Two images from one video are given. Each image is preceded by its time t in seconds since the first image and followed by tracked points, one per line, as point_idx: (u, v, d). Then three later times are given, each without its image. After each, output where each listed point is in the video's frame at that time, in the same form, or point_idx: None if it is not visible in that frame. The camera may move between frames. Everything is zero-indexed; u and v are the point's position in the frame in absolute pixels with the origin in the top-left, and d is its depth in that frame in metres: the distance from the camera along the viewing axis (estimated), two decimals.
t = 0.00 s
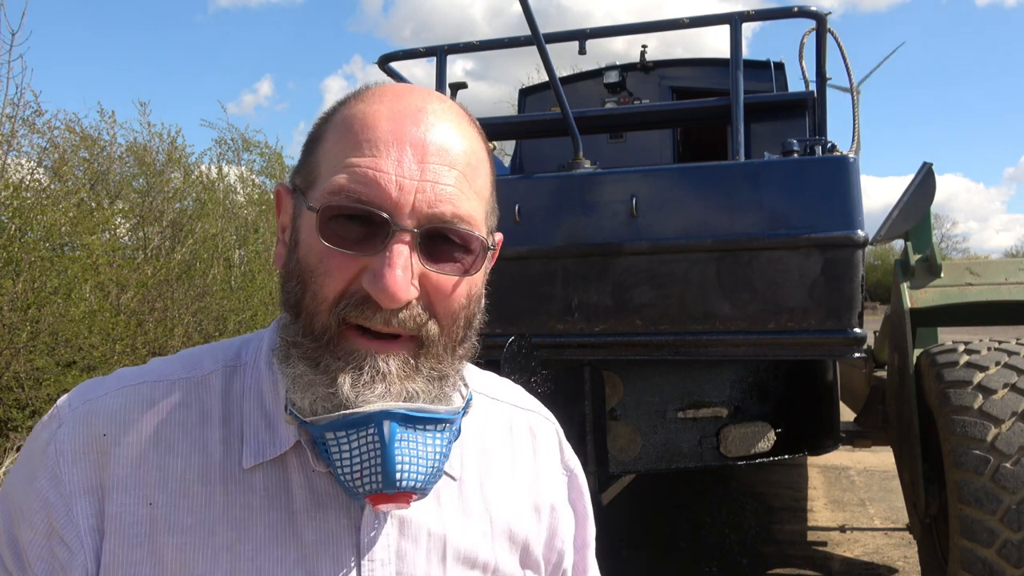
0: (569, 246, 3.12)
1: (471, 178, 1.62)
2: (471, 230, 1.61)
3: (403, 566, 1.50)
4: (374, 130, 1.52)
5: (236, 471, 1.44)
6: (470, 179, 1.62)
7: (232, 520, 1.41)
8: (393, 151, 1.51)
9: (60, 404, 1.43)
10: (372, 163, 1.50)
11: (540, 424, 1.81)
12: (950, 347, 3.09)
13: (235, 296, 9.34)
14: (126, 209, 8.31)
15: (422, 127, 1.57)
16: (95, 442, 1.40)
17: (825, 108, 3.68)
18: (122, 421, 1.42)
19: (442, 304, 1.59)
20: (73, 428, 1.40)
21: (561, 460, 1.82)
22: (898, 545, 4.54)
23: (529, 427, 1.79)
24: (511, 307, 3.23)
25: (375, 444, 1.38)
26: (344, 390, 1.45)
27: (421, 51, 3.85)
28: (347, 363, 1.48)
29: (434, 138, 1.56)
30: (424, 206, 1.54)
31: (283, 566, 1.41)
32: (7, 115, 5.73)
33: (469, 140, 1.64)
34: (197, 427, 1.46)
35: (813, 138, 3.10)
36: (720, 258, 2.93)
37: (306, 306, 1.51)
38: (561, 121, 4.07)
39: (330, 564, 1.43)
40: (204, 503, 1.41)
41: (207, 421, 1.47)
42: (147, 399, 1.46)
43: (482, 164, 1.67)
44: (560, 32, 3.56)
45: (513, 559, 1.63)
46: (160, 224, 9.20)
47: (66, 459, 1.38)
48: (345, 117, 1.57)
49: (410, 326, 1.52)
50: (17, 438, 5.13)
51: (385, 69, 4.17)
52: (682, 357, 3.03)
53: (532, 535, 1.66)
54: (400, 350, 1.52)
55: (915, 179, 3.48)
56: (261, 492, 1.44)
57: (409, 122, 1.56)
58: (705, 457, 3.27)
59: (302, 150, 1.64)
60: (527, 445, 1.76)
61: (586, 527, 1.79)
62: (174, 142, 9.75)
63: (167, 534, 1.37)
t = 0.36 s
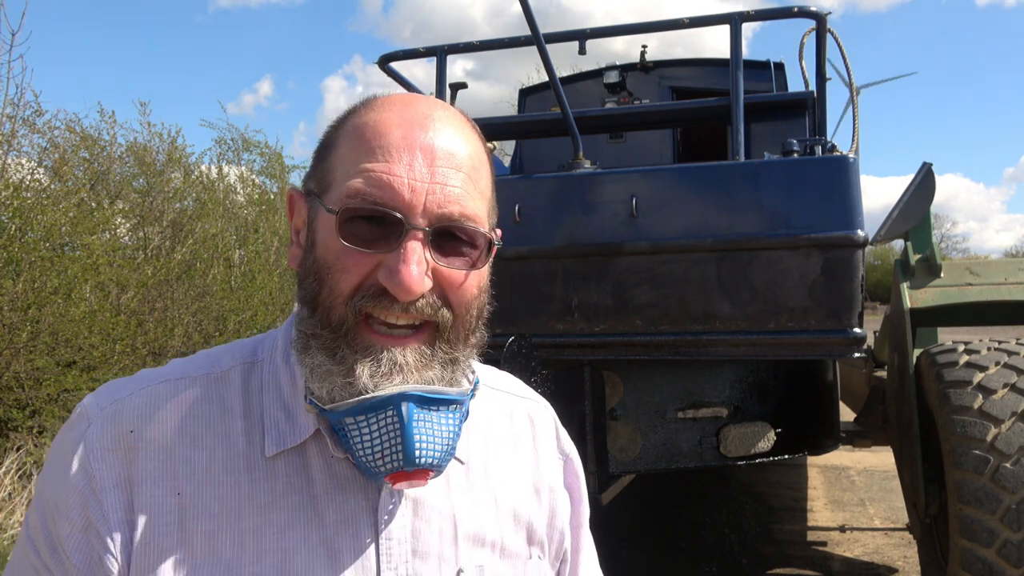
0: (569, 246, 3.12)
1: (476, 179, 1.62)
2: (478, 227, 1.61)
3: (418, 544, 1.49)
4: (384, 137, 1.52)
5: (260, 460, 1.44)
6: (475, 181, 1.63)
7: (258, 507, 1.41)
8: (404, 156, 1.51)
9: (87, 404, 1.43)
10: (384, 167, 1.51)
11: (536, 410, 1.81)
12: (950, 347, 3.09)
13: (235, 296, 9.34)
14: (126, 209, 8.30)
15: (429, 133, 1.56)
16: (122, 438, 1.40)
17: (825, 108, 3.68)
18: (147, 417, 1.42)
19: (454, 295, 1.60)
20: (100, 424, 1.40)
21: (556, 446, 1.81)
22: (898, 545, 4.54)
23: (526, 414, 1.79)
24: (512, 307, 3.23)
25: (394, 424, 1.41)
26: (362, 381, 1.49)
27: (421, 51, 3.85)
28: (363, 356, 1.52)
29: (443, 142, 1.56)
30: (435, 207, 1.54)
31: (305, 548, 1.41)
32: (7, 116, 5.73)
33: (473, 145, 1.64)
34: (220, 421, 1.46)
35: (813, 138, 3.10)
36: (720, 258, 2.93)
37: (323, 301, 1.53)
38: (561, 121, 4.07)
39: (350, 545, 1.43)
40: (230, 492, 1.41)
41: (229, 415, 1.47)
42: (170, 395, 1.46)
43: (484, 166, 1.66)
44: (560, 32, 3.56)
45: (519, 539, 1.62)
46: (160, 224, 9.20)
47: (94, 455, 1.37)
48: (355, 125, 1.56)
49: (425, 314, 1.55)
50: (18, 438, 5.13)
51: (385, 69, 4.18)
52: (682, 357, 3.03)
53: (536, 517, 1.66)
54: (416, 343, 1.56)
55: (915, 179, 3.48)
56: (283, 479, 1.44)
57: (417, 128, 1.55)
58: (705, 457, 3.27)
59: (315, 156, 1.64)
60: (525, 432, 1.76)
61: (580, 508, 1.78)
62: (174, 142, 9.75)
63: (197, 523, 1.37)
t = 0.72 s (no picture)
0: (569, 246, 3.12)
1: (508, 196, 1.64)
2: (509, 240, 1.63)
3: (432, 539, 1.51)
4: (423, 151, 1.55)
5: (288, 446, 1.46)
6: (508, 197, 1.65)
7: (287, 491, 1.43)
8: (441, 169, 1.54)
9: (124, 379, 1.44)
10: (422, 180, 1.54)
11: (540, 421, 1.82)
12: (950, 347, 3.09)
13: (234, 296, 9.34)
14: (126, 209, 8.31)
15: (466, 150, 1.59)
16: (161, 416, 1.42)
17: (825, 108, 3.68)
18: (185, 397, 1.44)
19: (480, 305, 1.61)
20: (139, 401, 1.42)
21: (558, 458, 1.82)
22: (898, 545, 4.54)
23: (531, 424, 1.80)
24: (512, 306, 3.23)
25: (427, 421, 1.44)
26: (399, 375, 1.52)
27: (421, 51, 3.85)
28: (401, 352, 1.53)
29: (478, 158, 1.59)
30: (468, 219, 1.56)
31: (329, 535, 1.43)
32: (7, 115, 5.73)
33: (507, 162, 1.66)
34: (254, 405, 1.48)
35: (813, 138, 3.10)
36: (720, 258, 2.93)
37: (362, 305, 1.55)
38: (561, 121, 4.07)
39: (371, 535, 1.45)
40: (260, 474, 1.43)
41: (262, 400, 1.49)
42: (207, 378, 1.48)
43: (516, 184, 1.69)
44: (560, 32, 3.56)
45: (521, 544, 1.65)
46: (160, 224, 9.21)
47: (133, 430, 1.39)
48: (395, 140, 1.59)
49: (454, 323, 1.56)
50: (18, 438, 5.13)
51: (385, 69, 4.18)
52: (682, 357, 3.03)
53: (539, 523, 1.68)
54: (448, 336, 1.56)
55: (915, 179, 3.48)
56: (310, 466, 1.46)
57: (455, 144, 1.58)
58: (705, 457, 3.27)
59: (355, 164, 1.66)
60: (531, 441, 1.77)
61: (574, 518, 1.81)
62: (174, 142, 9.75)
63: (226, 502, 1.39)
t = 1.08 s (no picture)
0: (569, 246, 3.11)
1: (455, 200, 1.62)
2: (457, 246, 1.60)
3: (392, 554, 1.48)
4: (367, 154, 1.51)
5: (239, 473, 1.36)
6: (454, 201, 1.63)
7: (243, 520, 1.34)
8: (386, 173, 1.51)
9: (44, 413, 1.28)
10: (366, 184, 1.50)
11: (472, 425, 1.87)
12: (951, 347, 3.09)
13: (235, 296, 9.33)
14: (126, 209, 8.31)
15: (413, 153, 1.56)
16: (95, 451, 1.27)
17: (824, 107, 3.68)
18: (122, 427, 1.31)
19: (429, 313, 1.57)
20: (68, 436, 1.27)
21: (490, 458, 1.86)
22: (898, 545, 4.53)
23: (465, 428, 1.84)
24: (512, 307, 3.22)
25: (387, 440, 1.39)
26: (342, 395, 1.45)
27: (420, 51, 3.85)
28: (342, 368, 1.48)
29: (425, 161, 1.56)
30: (416, 223, 1.53)
31: (291, 560, 1.36)
32: (7, 115, 5.73)
33: (454, 168, 1.64)
34: (197, 431, 1.37)
35: (813, 138, 3.10)
36: (720, 258, 2.93)
37: (302, 317, 1.49)
38: (561, 121, 4.07)
39: (332, 557, 1.40)
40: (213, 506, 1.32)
41: (204, 425, 1.38)
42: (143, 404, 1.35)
43: (463, 189, 1.67)
44: (560, 32, 3.55)
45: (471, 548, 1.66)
46: (160, 224, 9.20)
47: (65, 470, 1.24)
48: (337, 144, 1.55)
49: (401, 332, 1.52)
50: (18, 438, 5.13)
51: (385, 69, 4.17)
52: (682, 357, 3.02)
53: (483, 525, 1.71)
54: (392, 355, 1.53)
55: (915, 179, 3.49)
56: (266, 491, 1.37)
57: (401, 148, 1.55)
58: (705, 457, 3.27)
59: (296, 173, 1.62)
60: (469, 445, 1.80)
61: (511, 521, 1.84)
62: (174, 142, 9.75)
63: (177, 539, 1.28)
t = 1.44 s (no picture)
0: (569, 246, 3.11)
1: (385, 181, 1.60)
2: (387, 230, 1.58)
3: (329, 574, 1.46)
4: (287, 131, 1.49)
5: (147, 488, 1.33)
6: (385, 182, 1.61)
7: (152, 539, 1.31)
8: (307, 151, 1.48)
9: None
10: (286, 163, 1.47)
11: (420, 431, 1.85)
12: (950, 347, 3.09)
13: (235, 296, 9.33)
14: (126, 209, 8.31)
15: (337, 132, 1.53)
16: None
17: (824, 107, 3.68)
18: (15, 441, 1.28)
19: (357, 305, 1.53)
20: None
21: (437, 466, 1.85)
22: (899, 545, 4.53)
23: (412, 435, 1.82)
24: (513, 307, 3.22)
25: (314, 447, 1.36)
26: (259, 393, 1.40)
27: (420, 51, 3.84)
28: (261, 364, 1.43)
29: (351, 141, 1.54)
30: (340, 206, 1.51)
31: None
32: (7, 115, 5.74)
33: (383, 149, 1.61)
34: (100, 442, 1.33)
35: (814, 138, 3.10)
36: (720, 258, 2.93)
37: (217, 311, 1.44)
38: (561, 121, 4.07)
39: None
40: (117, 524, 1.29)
41: (110, 436, 1.35)
42: (41, 415, 1.32)
43: (394, 170, 1.65)
44: (560, 32, 3.55)
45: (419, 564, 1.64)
46: (160, 224, 9.20)
47: None
48: (257, 124, 1.52)
49: (324, 325, 1.47)
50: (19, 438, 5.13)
51: (385, 69, 4.17)
52: (681, 357, 3.02)
53: (431, 539, 1.69)
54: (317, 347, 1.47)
55: (915, 179, 3.49)
56: (178, 508, 1.34)
57: (324, 126, 1.53)
58: (705, 457, 3.27)
59: (212, 160, 1.58)
60: (417, 455, 1.78)
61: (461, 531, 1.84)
62: (175, 142, 9.74)
63: (75, 563, 1.24)
